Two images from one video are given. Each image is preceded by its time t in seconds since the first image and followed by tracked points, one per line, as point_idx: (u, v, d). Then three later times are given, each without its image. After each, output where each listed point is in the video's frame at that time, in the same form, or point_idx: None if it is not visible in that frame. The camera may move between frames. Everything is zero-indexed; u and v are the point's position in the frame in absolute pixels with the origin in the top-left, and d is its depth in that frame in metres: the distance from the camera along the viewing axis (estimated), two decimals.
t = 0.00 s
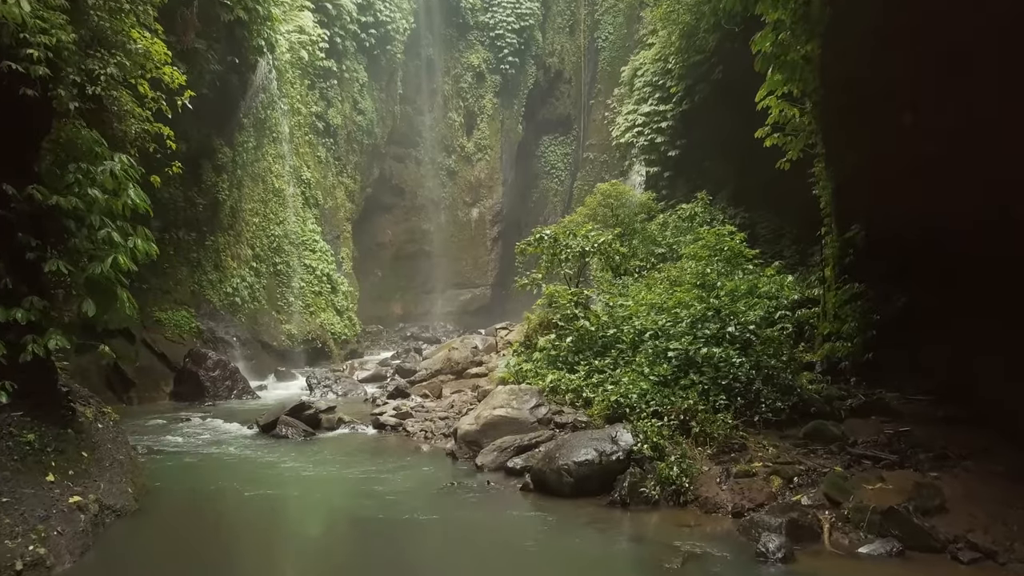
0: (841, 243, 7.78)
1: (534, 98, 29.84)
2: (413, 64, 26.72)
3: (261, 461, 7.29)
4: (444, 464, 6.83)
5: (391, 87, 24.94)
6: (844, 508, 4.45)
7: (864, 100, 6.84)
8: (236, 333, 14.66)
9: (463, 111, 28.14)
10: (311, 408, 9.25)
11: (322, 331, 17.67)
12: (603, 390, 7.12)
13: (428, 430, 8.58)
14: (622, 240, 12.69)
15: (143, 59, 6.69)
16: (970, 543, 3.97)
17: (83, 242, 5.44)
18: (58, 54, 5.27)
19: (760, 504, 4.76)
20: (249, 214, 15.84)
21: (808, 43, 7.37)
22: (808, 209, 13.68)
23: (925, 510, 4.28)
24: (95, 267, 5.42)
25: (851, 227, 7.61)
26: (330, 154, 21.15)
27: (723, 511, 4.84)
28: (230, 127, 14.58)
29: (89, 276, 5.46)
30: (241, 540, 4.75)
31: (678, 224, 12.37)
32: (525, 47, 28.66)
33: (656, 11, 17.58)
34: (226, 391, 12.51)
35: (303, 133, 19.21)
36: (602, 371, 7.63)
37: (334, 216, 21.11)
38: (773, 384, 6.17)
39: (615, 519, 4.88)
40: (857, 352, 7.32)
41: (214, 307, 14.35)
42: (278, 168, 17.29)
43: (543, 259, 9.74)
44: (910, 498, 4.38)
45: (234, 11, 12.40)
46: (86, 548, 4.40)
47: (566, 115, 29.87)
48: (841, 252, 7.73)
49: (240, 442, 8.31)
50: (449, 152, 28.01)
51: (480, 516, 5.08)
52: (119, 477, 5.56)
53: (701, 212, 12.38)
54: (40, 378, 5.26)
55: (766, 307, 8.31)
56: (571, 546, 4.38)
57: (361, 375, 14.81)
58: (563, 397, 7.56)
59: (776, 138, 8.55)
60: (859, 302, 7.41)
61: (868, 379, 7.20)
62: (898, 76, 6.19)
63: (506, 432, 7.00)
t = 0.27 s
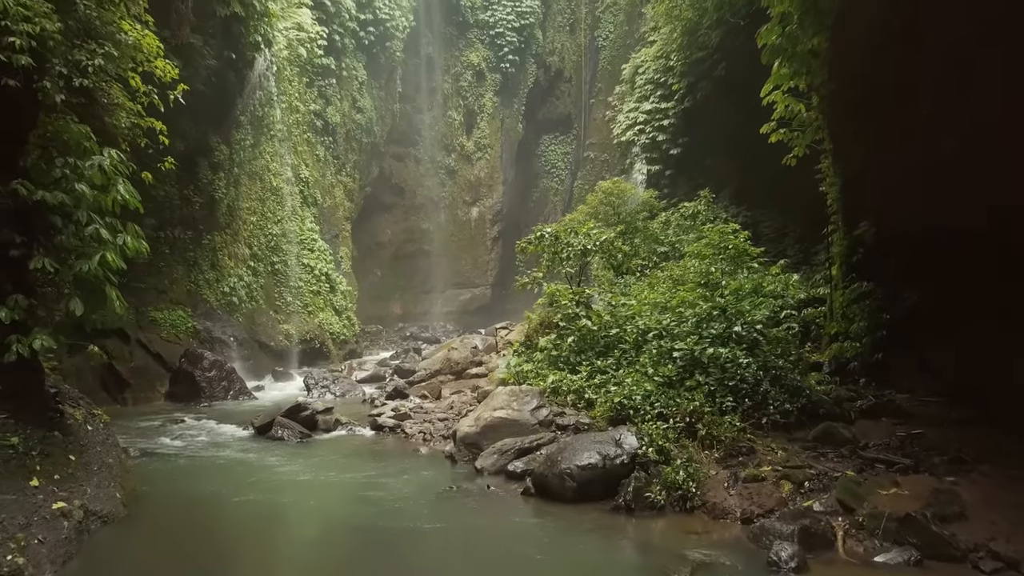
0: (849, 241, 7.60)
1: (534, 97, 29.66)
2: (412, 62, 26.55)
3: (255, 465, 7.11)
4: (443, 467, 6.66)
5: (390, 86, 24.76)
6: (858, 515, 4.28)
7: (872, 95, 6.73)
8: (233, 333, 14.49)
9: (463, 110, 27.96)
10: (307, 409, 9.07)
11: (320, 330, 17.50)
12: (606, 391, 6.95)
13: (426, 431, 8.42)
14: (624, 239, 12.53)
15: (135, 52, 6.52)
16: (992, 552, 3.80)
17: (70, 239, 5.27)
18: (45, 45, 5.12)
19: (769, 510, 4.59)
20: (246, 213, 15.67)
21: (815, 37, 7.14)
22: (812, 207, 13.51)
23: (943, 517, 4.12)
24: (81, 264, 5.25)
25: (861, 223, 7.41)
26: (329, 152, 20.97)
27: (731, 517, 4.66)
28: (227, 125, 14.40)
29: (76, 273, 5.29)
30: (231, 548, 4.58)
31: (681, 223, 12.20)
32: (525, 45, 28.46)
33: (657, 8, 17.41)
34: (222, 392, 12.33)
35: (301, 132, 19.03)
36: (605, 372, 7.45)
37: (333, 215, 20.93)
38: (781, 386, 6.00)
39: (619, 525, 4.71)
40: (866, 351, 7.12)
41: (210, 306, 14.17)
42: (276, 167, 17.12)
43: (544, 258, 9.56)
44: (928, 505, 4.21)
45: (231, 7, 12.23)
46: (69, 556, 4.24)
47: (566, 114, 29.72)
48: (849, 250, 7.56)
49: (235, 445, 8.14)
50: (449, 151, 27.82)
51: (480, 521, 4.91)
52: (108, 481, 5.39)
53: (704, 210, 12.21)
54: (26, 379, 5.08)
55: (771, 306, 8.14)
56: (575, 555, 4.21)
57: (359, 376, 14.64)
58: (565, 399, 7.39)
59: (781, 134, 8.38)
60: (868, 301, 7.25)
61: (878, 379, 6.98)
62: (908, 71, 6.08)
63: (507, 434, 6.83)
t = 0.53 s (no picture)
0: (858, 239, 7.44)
1: (534, 96, 29.50)
2: (411, 60, 26.39)
3: (249, 468, 6.94)
4: (442, 471, 6.49)
5: (389, 84, 24.58)
6: (874, 523, 4.10)
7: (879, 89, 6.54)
8: (230, 333, 14.32)
9: (463, 108, 27.77)
10: (304, 410, 8.90)
11: (318, 330, 17.33)
12: (609, 393, 6.77)
13: (425, 433, 8.25)
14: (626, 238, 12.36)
15: (125, 44, 6.37)
16: (1016, 563, 3.62)
17: (57, 236, 5.12)
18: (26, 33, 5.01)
19: (781, 517, 4.41)
20: (243, 212, 15.50)
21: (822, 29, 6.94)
22: (816, 206, 13.35)
23: (963, 526, 3.94)
24: (69, 262, 5.08)
25: (870, 221, 7.21)
26: (327, 151, 20.79)
27: (741, 524, 4.49)
28: (223, 122, 14.21)
29: (63, 271, 5.12)
30: (221, 556, 4.40)
31: (684, 221, 12.03)
32: (525, 44, 28.27)
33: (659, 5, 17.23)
34: (218, 392, 12.15)
35: (300, 130, 18.86)
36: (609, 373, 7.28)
37: (332, 214, 20.75)
38: (789, 387, 5.82)
39: (624, 532, 4.54)
40: (875, 352, 7.09)
41: (207, 306, 13.99)
42: (274, 165, 16.93)
43: (545, 257, 9.39)
44: (947, 514, 4.03)
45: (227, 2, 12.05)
46: (51, 566, 4.06)
47: (566, 113, 29.58)
48: (858, 249, 7.40)
49: (230, 447, 7.96)
50: (449, 150, 27.64)
51: (480, 528, 4.74)
52: (95, 486, 5.21)
53: (707, 208, 12.03)
54: (10, 380, 4.92)
55: (777, 306, 7.97)
56: (578, 564, 4.03)
57: (358, 376, 14.47)
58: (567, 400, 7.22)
59: (786, 129, 8.20)
60: (877, 300, 7.09)
61: (887, 379, 7.00)
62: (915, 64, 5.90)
63: (507, 437, 6.66)
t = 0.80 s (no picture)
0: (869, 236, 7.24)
1: (535, 94, 29.30)
2: (411, 58, 26.20)
3: (242, 472, 6.73)
4: (440, 476, 6.28)
5: (388, 82, 24.36)
6: (894, 533, 3.89)
7: (894, 81, 6.39)
8: (227, 333, 14.11)
9: (462, 107, 27.55)
10: (299, 412, 8.68)
11: (316, 330, 17.13)
12: (614, 395, 6.57)
13: (424, 436, 8.04)
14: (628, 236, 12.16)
15: (113, 35, 6.19)
16: None
17: (40, 232, 4.91)
18: (8, 20, 4.83)
19: (795, 526, 4.20)
20: (240, 210, 15.30)
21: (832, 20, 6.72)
22: (821, 204, 13.12)
23: (991, 538, 3.72)
24: (51, 259, 4.87)
25: (880, 218, 7.01)
26: (326, 149, 20.58)
27: (753, 534, 4.27)
28: (218, 119, 14.00)
29: (46, 268, 4.95)
30: (207, 567, 4.18)
31: (688, 220, 11.83)
32: (525, 42, 28.06)
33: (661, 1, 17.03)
34: (213, 394, 11.94)
35: (297, 127, 18.65)
36: (612, 375, 7.06)
37: (330, 213, 20.53)
38: (800, 389, 5.62)
39: (630, 541, 4.33)
40: (887, 353, 6.85)
41: (203, 306, 13.78)
42: (271, 163, 16.72)
43: (547, 255, 9.18)
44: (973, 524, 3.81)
45: None
46: None
47: (567, 112, 29.42)
48: (868, 247, 7.21)
49: (223, 450, 7.76)
50: (449, 149, 27.43)
51: (479, 538, 4.53)
52: (79, 493, 5.01)
53: (711, 206, 11.82)
54: None
55: (785, 305, 7.76)
56: None
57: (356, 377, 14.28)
58: (571, 402, 7.01)
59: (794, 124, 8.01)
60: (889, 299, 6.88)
61: (900, 382, 6.74)
62: (936, 54, 5.79)
63: (508, 441, 6.44)
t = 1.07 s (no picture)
0: (880, 233, 7.07)
1: (535, 94, 29.24)
2: (410, 56, 26.13)
3: (236, 476, 6.55)
4: (439, 480, 6.10)
5: (388, 80, 24.18)
6: (916, 542, 3.69)
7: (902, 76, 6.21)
8: (224, 332, 13.93)
9: (462, 105, 27.36)
10: (296, 414, 8.50)
11: (315, 330, 16.94)
12: (618, 397, 6.38)
13: (423, 438, 7.86)
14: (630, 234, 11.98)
15: (103, 25, 5.97)
16: None
17: (23, 228, 4.73)
18: None
19: (810, 534, 4.02)
20: (237, 208, 15.12)
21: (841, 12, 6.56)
22: (825, 202, 12.94)
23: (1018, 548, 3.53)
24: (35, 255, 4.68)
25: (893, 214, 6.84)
26: (325, 147, 20.41)
27: (766, 542, 4.09)
28: (215, 116, 13.82)
29: (29, 265, 4.74)
30: None
31: (691, 218, 11.65)
32: (526, 40, 27.88)
33: None
34: (209, 395, 11.75)
35: (296, 125, 18.48)
36: (616, 376, 6.87)
37: (329, 212, 20.35)
38: (811, 390, 5.44)
39: (637, 550, 4.15)
40: (899, 352, 6.70)
41: (200, 305, 13.60)
42: (269, 161, 16.55)
43: (548, 254, 9.00)
44: (999, 533, 3.62)
45: None
46: None
47: (567, 111, 29.27)
48: (879, 244, 7.04)
49: (218, 453, 7.58)
50: (449, 147, 27.24)
51: (479, 546, 4.35)
52: (64, 498, 4.83)
53: (715, 204, 11.63)
54: None
55: (793, 304, 7.59)
56: None
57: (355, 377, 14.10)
58: (573, 404, 6.83)
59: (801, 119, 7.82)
60: (901, 298, 6.70)
61: (913, 382, 6.58)
62: (946, 48, 5.60)
63: (509, 444, 6.26)
